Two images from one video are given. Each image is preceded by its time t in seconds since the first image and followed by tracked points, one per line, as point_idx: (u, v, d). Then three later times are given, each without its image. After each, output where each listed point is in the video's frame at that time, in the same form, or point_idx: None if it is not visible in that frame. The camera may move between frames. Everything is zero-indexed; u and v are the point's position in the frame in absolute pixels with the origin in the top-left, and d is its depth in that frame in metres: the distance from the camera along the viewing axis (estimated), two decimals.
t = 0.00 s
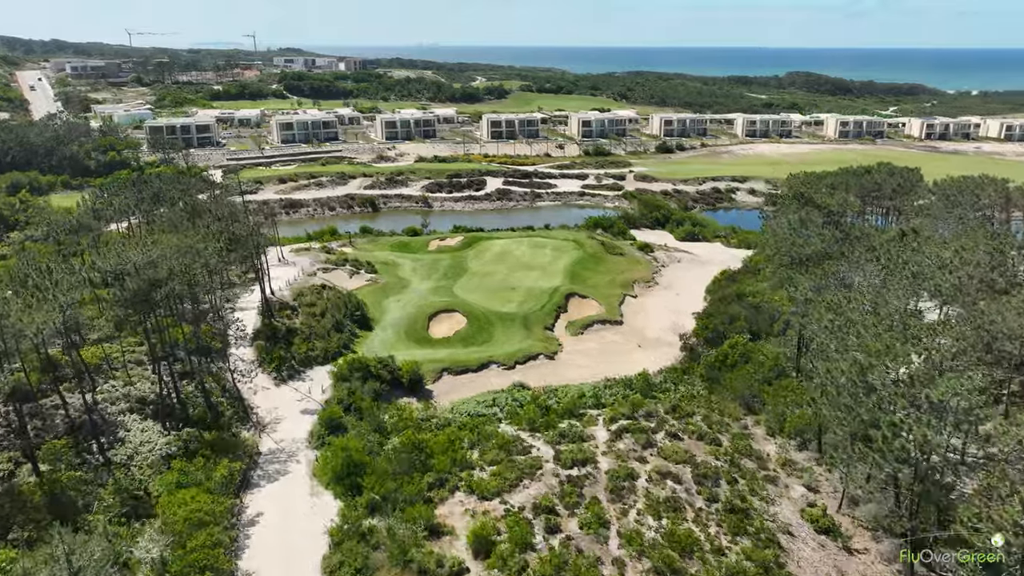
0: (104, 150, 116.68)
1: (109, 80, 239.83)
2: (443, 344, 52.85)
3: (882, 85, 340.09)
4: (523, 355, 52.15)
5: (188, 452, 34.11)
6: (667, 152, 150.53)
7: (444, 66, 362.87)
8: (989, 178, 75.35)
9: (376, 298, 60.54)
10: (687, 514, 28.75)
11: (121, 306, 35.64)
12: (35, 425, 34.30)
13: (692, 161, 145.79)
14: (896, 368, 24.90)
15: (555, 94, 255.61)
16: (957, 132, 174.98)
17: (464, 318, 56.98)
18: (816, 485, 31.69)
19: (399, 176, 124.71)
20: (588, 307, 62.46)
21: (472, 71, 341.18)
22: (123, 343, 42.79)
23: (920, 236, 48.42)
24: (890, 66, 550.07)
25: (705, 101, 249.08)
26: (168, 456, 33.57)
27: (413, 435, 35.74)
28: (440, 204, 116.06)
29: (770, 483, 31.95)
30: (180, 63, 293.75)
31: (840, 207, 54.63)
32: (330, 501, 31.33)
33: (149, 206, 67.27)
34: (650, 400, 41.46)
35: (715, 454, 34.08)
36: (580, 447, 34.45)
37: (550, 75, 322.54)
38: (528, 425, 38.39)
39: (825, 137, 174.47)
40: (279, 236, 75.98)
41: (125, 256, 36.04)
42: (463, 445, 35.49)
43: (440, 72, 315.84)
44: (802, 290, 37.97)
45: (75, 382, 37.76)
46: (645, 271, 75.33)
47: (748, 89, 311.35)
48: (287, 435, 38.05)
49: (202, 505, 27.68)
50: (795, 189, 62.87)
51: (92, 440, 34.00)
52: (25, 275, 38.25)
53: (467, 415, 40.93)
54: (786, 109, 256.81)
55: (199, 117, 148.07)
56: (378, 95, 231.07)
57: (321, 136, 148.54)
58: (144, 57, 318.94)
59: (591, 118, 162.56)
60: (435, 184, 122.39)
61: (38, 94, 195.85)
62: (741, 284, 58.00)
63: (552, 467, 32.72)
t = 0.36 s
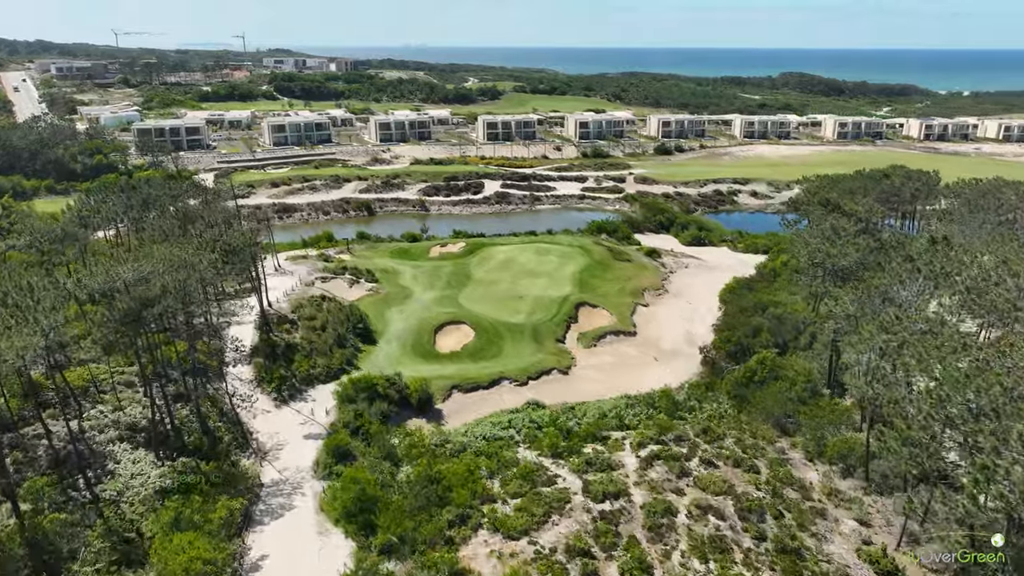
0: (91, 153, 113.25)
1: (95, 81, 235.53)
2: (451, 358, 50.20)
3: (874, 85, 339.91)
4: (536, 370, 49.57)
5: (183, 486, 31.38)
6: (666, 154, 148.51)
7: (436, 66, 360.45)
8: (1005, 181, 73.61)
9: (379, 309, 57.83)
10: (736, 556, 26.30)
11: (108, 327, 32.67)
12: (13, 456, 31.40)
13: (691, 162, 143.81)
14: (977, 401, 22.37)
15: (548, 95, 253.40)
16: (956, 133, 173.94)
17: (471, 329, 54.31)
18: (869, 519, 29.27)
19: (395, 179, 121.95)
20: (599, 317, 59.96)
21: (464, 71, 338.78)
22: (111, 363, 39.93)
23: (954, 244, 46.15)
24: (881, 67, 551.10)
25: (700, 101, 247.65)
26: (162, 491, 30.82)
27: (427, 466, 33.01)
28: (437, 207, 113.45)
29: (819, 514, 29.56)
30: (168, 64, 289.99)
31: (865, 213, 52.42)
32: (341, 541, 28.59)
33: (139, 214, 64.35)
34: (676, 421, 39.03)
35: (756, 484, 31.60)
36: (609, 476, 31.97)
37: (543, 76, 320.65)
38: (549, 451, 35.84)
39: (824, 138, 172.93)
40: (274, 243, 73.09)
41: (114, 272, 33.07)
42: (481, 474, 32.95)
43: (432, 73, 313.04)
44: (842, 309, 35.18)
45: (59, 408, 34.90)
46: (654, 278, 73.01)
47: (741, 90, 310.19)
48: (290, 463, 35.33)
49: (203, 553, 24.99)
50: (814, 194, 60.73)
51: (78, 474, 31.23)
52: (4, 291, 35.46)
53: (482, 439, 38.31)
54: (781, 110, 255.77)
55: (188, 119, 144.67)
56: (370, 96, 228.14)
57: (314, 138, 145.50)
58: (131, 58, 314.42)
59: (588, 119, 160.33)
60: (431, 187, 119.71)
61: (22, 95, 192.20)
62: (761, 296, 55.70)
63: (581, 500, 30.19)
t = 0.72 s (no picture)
0: (68, 158, 109.19)
1: (70, 82, 229.63)
2: (458, 373, 47.60)
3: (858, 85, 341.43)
4: (548, 385, 47.10)
5: (181, 528, 28.65)
6: (658, 155, 146.78)
7: (419, 66, 357.15)
8: (1014, 182, 72.32)
9: (379, 321, 55.06)
10: None
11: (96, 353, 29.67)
12: None
13: (684, 163, 142.21)
14: None
15: (535, 95, 251.22)
16: (945, 132, 173.96)
17: (477, 342, 51.69)
18: (929, 546, 27.15)
19: (385, 182, 118.97)
20: (609, 327, 57.66)
21: (448, 72, 336.05)
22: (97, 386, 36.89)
23: (983, 247, 44.32)
24: (862, 67, 554.10)
25: (688, 102, 246.71)
26: (158, 533, 28.13)
27: (448, 500, 30.46)
28: (429, 211, 110.71)
29: (877, 546, 27.41)
30: (147, 65, 284.40)
31: (890, 218, 50.70)
32: None
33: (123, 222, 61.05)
34: (706, 441, 36.77)
35: (803, 512, 29.40)
36: (646, 507, 29.66)
37: (528, 76, 318.53)
38: (576, 477, 33.45)
39: (815, 138, 172.14)
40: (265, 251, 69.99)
41: (101, 290, 30.12)
42: (506, 506, 30.49)
43: (416, 73, 309.79)
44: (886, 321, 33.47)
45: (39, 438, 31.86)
46: (660, 284, 70.83)
47: (726, 90, 309.96)
48: (296, 495, 32.57)
49: None
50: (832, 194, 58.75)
51: (64, 515, 28.40)
52: None
53: (501, 465, 35.81)
54: (768, 110, 255.57)
55: (170, 121, 140.61)
56: (355, 97, 224.64)
57: (300, 140, 142.03)
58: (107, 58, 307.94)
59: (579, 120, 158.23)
60: (423, 190, 116.89)
61: None
62: (777, 303, 53.69)
63: (620, 536, 27.82)
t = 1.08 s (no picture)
0: (37, 162, 104.74)
1: (35, 83, 222.42)
2: (464, 387, 45.30)
3: (832, 84, 344.70)
4: (558, 398, 45.00)
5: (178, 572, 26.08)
6: (644, 155, 145.61)
7: (394, 67, 353.30)
8: (1012, 181, 71.90)
9: (375, 331, 52.55)
10: None
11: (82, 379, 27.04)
12: None
13: (670, 163, 141.21)
14: None
15: (514, 95, 249.21)
16: (924, 131, 175.37)
17: (481, 352, 49.31)
18: (987, 569, 25.53)
19: (369, 184, 116.08)
20: (613, 334, 55.79)
21: (424, 71, 332.79)
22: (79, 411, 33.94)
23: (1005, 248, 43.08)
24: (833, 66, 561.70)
25: (667, 101, 246.49)
26: None
27: (472, 533, 28.17)
28: (415, 214, 108.13)
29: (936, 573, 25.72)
30: (116, 66, 277.42)
31: (907, 219, 49.55)
32: None
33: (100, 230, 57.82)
34: (734, 458, 34.97)
35: (849, 536, 27.65)
36: (684, 536, 27.69)
37: (506, 76, 316.51)
38: (604, 501, 31.40)
39: (797, 136, 172.38)
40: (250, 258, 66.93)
41: (88, 310, 27.42)
42: (533, 537, 28.23)
43: (392, 74, 306.05)
44: (929, 329, 32.21)
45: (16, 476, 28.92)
46: (660, 288, 69.04)
47: (704, 89, 310.81)
48: (303, 528, 30.04)
49: None
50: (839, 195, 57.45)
51: (49, 561, 25.77)
52: None
53: (520, 488, 33.65)
54: (746, 109, 256.39)
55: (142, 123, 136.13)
56: (331, 98, 220.75)
57: (278, 141, 138.41)
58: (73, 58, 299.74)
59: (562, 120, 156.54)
60: (407, 192, 114.20)
61: None
62: (789, 309, 52.20)
63: (661, 570, 25.85)
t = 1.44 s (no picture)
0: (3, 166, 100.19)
1: None
2: (474, 400, 43.13)
3: (806, 83, 347.96)
4: (573, 411, 43.02)
5: None
6: (628, 155, 144.47)
7: (368, 67, 348.83)
8: (1010, 179, 71.65)
9: (375, 342, 50.11)
10: None
11: (80, 409, 24.47)
12: None
13: (655, 163, 140.22)
14: None
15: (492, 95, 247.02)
16: (902, 129, 176.92)
17: (489, 363, 47.15)
18: None
19: (352, 186, 113.13)
20: (621, 341, 54.00)
21: (399, 71, 329.19)
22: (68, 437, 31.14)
23: None
24: (803, 66, 568.81)
25: (646, 100, 246.15)
26: None
27: (506, 568, 26.05)
28: (401, 217, 105.49)
29: None
30: (82, 66, 269.77)
31: (925, 219, 48.45)
32: None
33: (78, 237, 54.51)
34: (770, 474, 33.32)
35: (907, 559, 26.10)
36: (734, 562, 25.94)
37: (483, 76, 314.23)
38: (641, 524, 29.50)
39: (778, 135, 172.68)
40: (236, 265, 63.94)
41: (83, 332, 24.78)
42: (573, 569, 26.18)
43: (367, 74, 302.03)
44: (982, 336, 30.83)
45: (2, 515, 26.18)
46: (661, 291, 67.47)
47: (680, 88, 311.62)
48: (320, 564, 27.65)
49: None
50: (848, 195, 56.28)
51: None
52: None
53: (547, 512, 31.60)
54: (723, 109, 257.26)
55: (113, 125, 131.51)
56: (307, 98, 216.64)
57: (256, 143, 134.64)
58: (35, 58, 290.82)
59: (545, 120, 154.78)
60: (392, 194, 111.49)
61: None
62: (803, 313, 50.81)
63: None
